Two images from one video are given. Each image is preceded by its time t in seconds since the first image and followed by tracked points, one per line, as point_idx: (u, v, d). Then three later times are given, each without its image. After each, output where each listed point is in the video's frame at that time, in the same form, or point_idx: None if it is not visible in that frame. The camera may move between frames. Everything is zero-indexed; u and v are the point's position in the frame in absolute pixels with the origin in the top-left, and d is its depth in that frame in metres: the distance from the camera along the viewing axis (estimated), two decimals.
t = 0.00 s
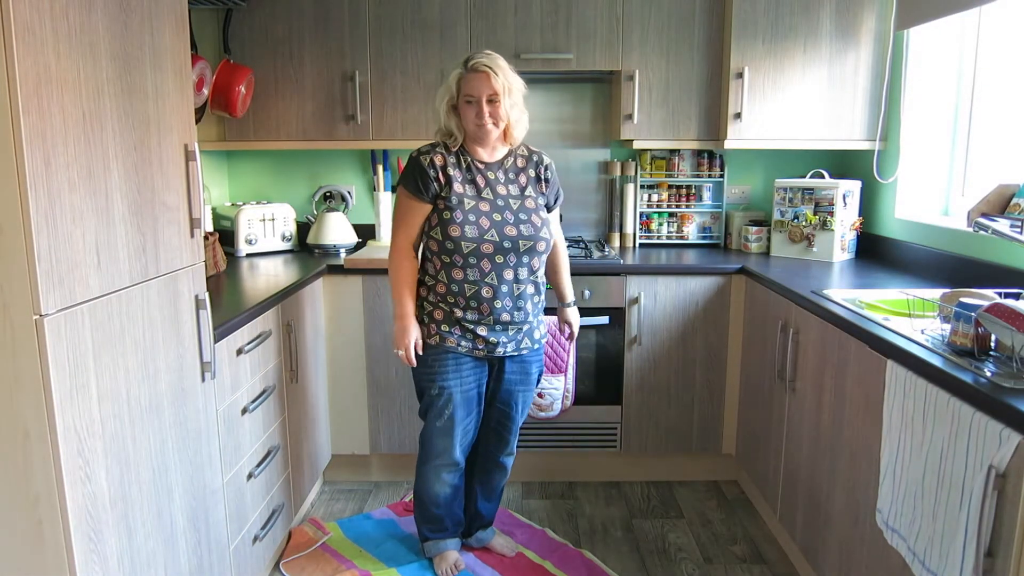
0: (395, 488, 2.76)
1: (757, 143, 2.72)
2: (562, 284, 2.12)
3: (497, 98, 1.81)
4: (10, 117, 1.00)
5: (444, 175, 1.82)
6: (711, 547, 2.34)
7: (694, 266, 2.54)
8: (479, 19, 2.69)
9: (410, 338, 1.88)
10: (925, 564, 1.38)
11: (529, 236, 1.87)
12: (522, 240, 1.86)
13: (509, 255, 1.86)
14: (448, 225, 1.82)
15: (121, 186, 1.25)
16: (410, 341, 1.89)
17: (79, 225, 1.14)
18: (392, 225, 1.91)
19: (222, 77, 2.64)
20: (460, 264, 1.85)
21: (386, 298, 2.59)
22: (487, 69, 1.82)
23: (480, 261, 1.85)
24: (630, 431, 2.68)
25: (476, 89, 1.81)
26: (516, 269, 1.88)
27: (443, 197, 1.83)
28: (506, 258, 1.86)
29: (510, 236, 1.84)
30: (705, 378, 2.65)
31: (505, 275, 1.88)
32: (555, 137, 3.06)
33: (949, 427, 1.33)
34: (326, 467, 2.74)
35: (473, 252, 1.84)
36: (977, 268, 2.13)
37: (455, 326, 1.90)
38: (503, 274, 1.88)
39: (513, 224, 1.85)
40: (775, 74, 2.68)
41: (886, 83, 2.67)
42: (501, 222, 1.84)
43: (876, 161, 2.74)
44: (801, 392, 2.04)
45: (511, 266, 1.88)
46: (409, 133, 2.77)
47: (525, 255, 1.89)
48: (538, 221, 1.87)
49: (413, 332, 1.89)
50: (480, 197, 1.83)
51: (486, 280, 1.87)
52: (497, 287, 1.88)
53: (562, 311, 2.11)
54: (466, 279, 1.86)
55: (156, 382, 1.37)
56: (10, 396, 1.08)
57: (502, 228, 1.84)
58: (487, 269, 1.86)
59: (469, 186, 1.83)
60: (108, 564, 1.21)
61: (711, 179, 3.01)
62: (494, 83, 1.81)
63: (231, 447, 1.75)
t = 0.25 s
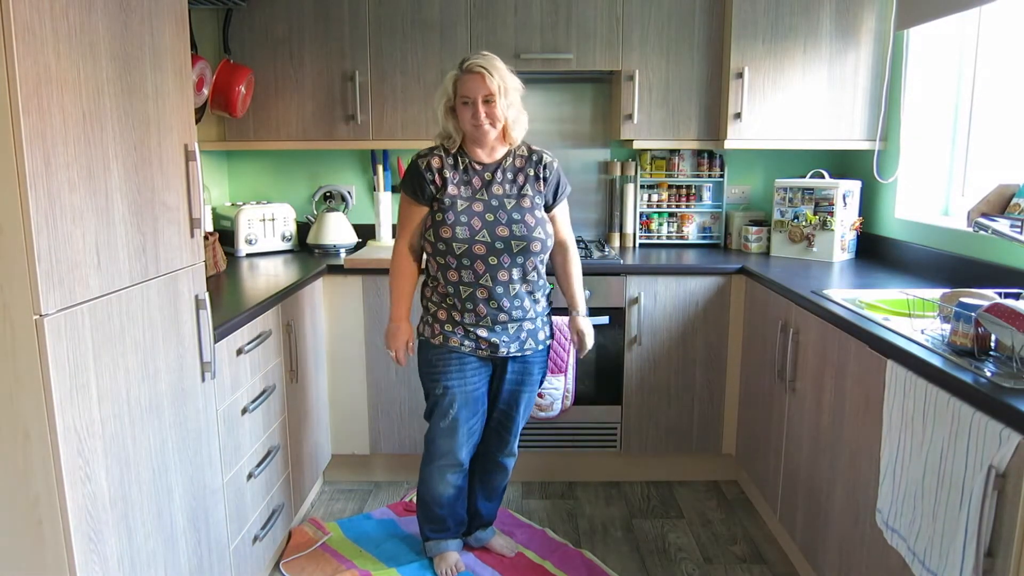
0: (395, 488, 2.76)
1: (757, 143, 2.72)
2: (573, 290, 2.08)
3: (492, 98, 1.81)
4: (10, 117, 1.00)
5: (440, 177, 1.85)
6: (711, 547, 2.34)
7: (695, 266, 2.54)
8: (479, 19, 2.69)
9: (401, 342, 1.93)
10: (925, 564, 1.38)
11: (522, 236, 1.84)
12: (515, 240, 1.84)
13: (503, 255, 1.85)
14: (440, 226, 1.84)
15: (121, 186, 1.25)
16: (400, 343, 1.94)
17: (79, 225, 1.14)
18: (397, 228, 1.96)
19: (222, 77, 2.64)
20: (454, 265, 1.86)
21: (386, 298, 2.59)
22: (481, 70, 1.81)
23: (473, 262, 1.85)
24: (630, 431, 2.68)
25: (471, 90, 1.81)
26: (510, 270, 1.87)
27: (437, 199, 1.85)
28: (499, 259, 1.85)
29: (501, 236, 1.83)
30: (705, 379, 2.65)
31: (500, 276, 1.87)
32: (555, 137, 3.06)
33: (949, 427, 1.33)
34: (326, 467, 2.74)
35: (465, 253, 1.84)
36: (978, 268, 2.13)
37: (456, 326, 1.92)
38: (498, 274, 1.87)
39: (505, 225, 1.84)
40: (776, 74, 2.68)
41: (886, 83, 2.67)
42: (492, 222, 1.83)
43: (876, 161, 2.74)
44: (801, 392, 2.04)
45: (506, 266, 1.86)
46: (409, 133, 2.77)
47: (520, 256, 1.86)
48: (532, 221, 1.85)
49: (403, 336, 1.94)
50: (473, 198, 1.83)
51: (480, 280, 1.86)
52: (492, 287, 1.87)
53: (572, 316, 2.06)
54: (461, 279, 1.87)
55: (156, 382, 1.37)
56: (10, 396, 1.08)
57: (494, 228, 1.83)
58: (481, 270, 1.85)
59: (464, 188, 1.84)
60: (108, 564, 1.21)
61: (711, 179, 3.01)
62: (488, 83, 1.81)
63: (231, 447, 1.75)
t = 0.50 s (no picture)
0: (395, 488, 2.76)
1: (757, 143, 2.72)
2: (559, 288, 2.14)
3: (501, 100, 1.84)
4: (10, 117, 1.00)
5: (452, 177, 1.82)
6: (711, 547, 2.34)
7: (694, 266, 2.54)
8: (479, 19, 2.69)
9: (427, 348, 1.89)
10: (925, 565, 1.38)
11: (538, 235, 1.87)
12: (532, 238, 1.86)
13: (521, 254, 1.86)
14: (459, 227, 1.81)
15: (120, 186, 1.25)
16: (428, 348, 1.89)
17: (79, 225, 1.14)
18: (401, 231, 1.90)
19: (222, 77, 2.64)
20: (473, 265, 1.84)
21: (386, 297, 2.59)
22: (491, 72, 1.83)
23: (491, 261, 1.84)
24: (630, 431, 2.68)
25: (481, 91, 1.83)
26: (527, 269, 1.88)
27: (451, 200, 1.82)
28: (517, 257, 1.86)
29: (520, 235, 1.84)
30: (705, 379, 2.65)
31: (517, 275, 1.87)
32: (555, 137, 3.06)
33: (949, 427, 1.33)
34: (326, 467, 2.74)
35: (485, 253, 1.83)
36: (978, 268, 2.13)
37: (467, 326, 1.90)
38: (516, 273, 1.87)
39: (522, 224, 1.85)
40: (776, 74, 2.68)
41: (886, 83, 2.67)
42: (510, 222, 1.84)
43: (876, 161, 2.74)
44: (801, 392, 2.04)
45: (524, 265, 1.87)
46: (409, 133, 2.77)
47: (536, 254, 1.88)
48: (546, 219, 1.88)
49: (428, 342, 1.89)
50: (488, 198, 1.83)
51: (498, 280, 1.86)
52: (510, 286, 1.88)
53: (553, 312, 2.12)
54: (479, 279, 1.86)
55: (156, 382, 1.37)
56: (10, 397, 1.08)
57: (512, 228, 1.84)
58: (499, 269, 1.85)
59: (476, 188, 1.83)
60: (109, 564, 1.21)
61: (711, 179, 3.01)
62: (498, 85, 1.83)
63: (231, 447, 1.75)
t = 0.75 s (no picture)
0: (395, 488, 2.76)
1: (757, 143, 2.72)
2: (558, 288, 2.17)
3: (504, 101, 1.84)
4: (10, 117, 1.00)
5: (450, 175, 1.81)
6: (711, 547, 2.34)
7: (695, 266, 2.54)
8: (479, 19, 2.69)
9: (458, 332, 1.83)
10: (925, 565, 1.38)
11: (535, 235, 1.87)
12: (529, 238, 1.86)
13: (517, 254, 1.86)
14: (457, 226, 1.82)
15: (120, 185, 1.25)
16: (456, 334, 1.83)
17: (79, 225, 1.14)
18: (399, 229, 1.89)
19: (222, 77, 2.64)
20: (469, 264, 1.84)
21: (386, 298, 2.59)
22: (494, 72, 1.83)
23: (488, 261, 1.84)
24: (630, 431, 2.68)
25: (483, 92, 1.82)
26: (524, 268, 1.88)
27: (449, 199, 1.82)
28: (514, 257, 1.86)
29: (517, 235, 1.84)
30: (705, 379, 2.65)
31: (514, 274, 1.87)
32: (555, 138, 3.06)
33: (949, 427, 1.33)
34: (326, 467, 2.74)
35: (482, 252, 1.84)
36: (978, 268, 2.13)
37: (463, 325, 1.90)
38: (513, 273, 1.87)
39: (519, 223, 1.85)
40: (776, 74, 2.68)
41: (886, 83, 2.67)
42: (508, 221, 1.84)
43: (876, 161, 2.74)
44: (801, 392, 2.04)
45: (520, 264, 1.87)
46: (409, 133, 2.77)
47: (532, 254, 1.88)
48: (544, 219, 1.89)
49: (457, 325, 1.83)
50: (485, 197, 1.83)
51: (495, 279, 1.86)
52: (506, 286, 1.88)
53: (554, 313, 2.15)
54: (475, 278, 1.86)
55: (156, 382, 1.37)
56: (10, 397, 1.08)
57: (509, 227, 1.84)
58: (496, 268, 1.85)
59: (475, 187, 1.83)
60: (108, 564, 1.21)
61: (711, 179, 3.01)
62: (501, 86, 1.83)
63: (231, 447, 1.75)
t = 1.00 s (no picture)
0: (395, 488, 2.76)
1: (757, 143, 2.72)
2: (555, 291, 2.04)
3: (499, 102, 1.82)
4: (10, 117, 1.00)
5: (442, 176, 1.82)
6: (711, 547, 2.34)
7: (694, 266, 2.54)
8: (479, 19, 2.69)
9: (398, 340, 1.91)
10: (925, 565, 1.38)
11: (527, 236, 1.86)
12: (520, 240, 1.85)
13: (508, 255, 1.85)
14: (446, 226, 1.82)
15: (120, 185, 1.25)
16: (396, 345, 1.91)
17: (80, 225, 1.14)
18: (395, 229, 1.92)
19: (222, 77, 2.64)
20: (459, 265, 1.85)
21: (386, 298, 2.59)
22: (488, 73, 1.82)
23: (478, 261, 1.85)
24: (630, 431, 2.68)
25: (477, 93, 1.81)
26: (515, 269, 1.87)
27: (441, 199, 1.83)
28: (504, 258, 1.86)
29: (507, 236, 1.83)
30: (705, 379, 2.65)
31: (505, 275, 1.87)
32: (555, 137, 3.06)
33: (949, 427, 1.33)
34: (326, 467, 2.74)
35: (471, 253, 1.84)
36: (977, 268, 2.13)
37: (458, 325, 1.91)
38: (503, 274, 1.87)
39: (510, 225, 1.84)
40: (776, 74, 2.68)
41: (886, 83, 2.67)
42: (498, 223, 1.83)
43: (876, 161, 2.74)
44: (801, 392, 2.04)
45: (511, 266, 1.87)
46: (409, 133, 2.77)
47: (523, 255, 1.87)
48: (537, 221, 1.87)
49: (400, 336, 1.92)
50: (477, 198, 1.83)
51: (486, 280, 1.86)
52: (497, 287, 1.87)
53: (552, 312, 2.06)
54: (466, 279, 1.86)
55: (156, 382, 1.37)
56: (10, 397, 1.08)
57: (499, 228, 1.83)
58: (486, 269, 1.85)
59: (467, 187, 1.83)
60: (108, 564, 1.21)
61: (711, 179, 3.01)
62: (495, 87, 1.82)
63: (231, 447, 1.75)
